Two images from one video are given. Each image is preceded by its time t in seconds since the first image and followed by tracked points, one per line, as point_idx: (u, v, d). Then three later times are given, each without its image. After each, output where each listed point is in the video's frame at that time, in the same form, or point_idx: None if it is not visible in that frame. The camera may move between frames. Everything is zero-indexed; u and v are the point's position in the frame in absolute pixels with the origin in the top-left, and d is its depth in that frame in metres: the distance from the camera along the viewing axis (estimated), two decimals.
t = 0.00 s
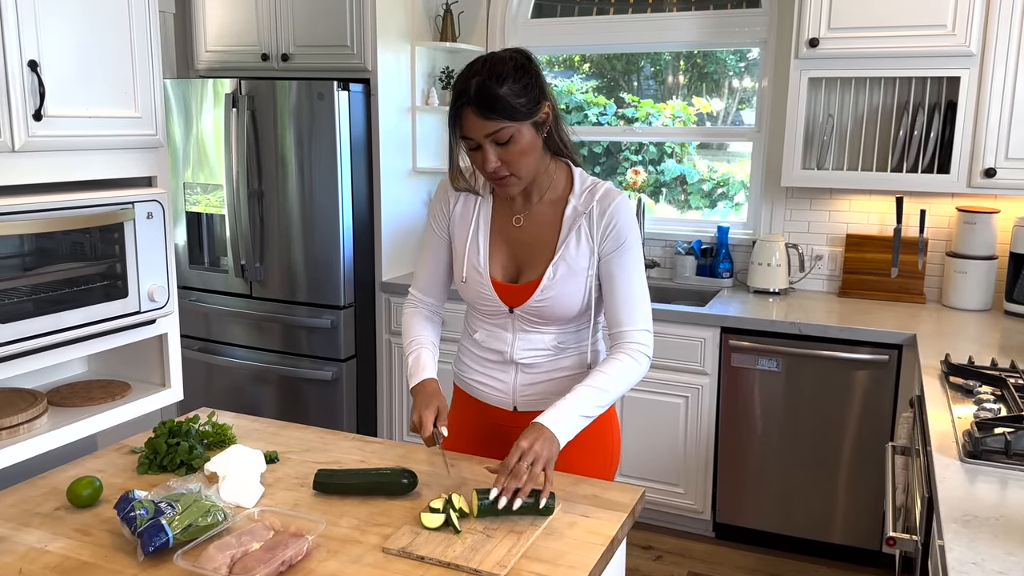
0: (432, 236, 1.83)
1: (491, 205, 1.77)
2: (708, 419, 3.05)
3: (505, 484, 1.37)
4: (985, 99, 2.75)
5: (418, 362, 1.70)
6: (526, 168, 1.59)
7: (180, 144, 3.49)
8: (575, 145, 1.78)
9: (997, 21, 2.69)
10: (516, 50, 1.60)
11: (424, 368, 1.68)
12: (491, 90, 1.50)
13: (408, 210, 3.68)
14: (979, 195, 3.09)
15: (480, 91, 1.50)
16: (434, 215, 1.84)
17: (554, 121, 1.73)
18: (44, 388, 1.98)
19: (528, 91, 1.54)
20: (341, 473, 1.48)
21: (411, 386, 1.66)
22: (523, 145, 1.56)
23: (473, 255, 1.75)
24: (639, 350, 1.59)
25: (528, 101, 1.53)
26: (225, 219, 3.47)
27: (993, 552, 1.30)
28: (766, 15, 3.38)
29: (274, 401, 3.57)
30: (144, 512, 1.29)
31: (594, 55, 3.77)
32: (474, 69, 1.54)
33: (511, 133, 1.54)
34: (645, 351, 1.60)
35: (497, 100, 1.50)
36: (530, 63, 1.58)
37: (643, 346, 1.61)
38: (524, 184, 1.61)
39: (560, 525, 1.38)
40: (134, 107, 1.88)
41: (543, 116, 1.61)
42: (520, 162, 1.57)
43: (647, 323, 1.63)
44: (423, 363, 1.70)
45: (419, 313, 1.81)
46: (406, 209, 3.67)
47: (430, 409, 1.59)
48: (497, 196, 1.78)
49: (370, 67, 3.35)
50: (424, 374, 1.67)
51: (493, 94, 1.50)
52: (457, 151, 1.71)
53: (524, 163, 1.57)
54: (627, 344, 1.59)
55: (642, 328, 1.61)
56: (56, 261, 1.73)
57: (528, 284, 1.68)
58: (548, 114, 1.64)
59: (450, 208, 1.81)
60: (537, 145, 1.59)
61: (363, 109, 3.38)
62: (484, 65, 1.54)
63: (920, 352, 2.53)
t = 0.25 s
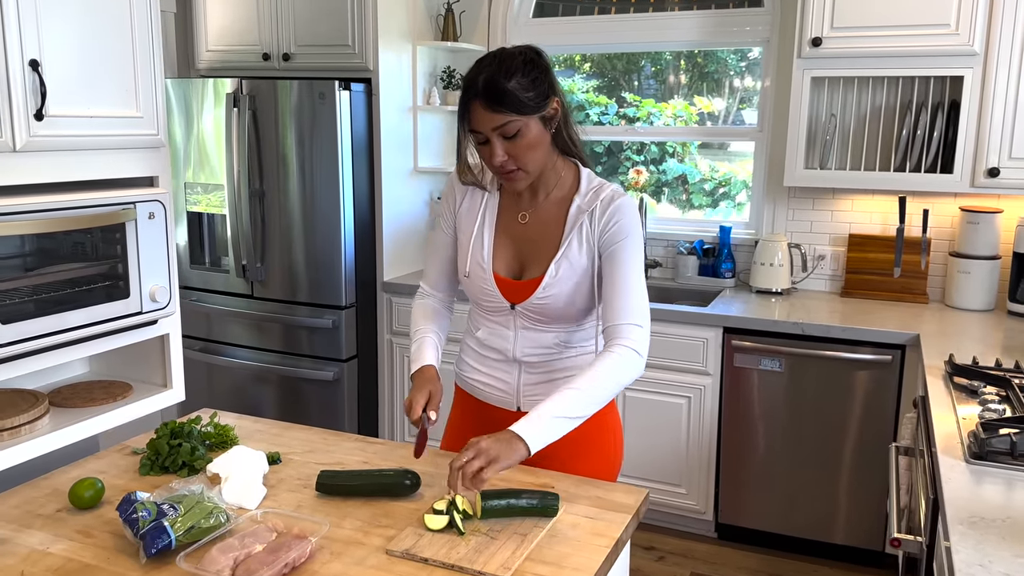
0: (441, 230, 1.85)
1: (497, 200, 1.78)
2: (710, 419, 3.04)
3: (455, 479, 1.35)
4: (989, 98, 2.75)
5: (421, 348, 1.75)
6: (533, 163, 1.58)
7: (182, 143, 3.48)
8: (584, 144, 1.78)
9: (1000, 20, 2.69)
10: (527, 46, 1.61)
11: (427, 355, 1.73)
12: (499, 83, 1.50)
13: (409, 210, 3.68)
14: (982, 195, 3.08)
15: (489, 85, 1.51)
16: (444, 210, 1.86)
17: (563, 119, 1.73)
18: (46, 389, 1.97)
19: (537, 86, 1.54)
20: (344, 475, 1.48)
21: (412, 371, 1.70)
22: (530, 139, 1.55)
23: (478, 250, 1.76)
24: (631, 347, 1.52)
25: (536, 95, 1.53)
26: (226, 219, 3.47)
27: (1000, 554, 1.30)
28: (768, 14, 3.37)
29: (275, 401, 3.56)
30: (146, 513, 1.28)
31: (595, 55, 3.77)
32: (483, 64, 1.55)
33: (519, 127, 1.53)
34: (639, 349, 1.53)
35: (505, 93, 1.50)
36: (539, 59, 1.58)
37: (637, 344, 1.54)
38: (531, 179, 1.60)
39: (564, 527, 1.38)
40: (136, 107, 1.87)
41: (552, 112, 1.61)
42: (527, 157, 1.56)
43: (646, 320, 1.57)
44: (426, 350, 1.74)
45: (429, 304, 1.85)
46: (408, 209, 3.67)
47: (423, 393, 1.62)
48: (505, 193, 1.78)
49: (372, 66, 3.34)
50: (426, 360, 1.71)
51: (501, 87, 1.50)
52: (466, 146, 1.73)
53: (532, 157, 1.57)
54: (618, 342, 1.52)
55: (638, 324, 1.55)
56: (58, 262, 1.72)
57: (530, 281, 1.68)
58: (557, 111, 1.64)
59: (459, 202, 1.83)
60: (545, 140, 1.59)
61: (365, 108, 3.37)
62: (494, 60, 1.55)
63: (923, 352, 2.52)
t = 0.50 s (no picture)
0: (452, 227, 1.88)
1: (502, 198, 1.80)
2: (713, 419, 3.04)
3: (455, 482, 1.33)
4: (992, 98, 2.74)
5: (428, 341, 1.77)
6: (534, 157, 1.60)
7: (183, 143, 3.48)
8: (590, 145, 1.78)
9: (1004, 19, 2.68)
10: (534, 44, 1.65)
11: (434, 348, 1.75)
12: (502, 76, 1.54)
13: (411, 210, 3.67)
14: (985, 195, 3.08)
15: (491, 78, 1.54)
16: (455, 207, 1.88)
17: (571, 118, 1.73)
18: (48, 390, 1.97)
19: (540, 80, 1.57)
20: (347, 476, 1.47)
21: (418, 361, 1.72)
22: (531, 132, 1.58)
23: (479, 247, 1.77)
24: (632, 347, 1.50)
25: (538, 89, 1.56)
26: (228, 219, 3.46)
27: (1006, 555, 1.29)
28: (770, 14, 3.36)
29: (277, 402, 3.56)
30: (150, 514, 1.28)
31: (596, 55, 3.77)
32: (488, 59, 1.59)
33: (520, 120, 1.56)
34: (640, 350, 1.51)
35: (506, 86, 1.53)
36: (544, 55, 1.62)
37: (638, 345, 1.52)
38: (532, 173, 1.63)
39: (569, 528, 1.37)
40: (139, 107, 1.87)
41: (556, 107, 1.64)
42: (528, 150, 1.59)
43: (647, 319, 1.55)
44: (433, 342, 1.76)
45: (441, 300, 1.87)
46: (410, 209, 3.66)
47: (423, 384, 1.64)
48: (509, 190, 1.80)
49: (374, 66, 3.34)
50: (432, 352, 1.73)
51: (503, 80, 1.54)
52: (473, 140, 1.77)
53: (532, 150, 1.59)
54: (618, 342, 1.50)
55: (639, 323, 1.53)
56: (60, 262, 1.72)
57: (527, 277, 1.67)
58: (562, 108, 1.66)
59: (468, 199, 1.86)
60: (547, 134, 1.61)
61: (367, 108, 3.36)
62: (498, 55, 1.59)
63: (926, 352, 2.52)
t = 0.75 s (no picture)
0: (458, 227, 1.88)
1: (509, 196, 1.80)
2: (714, 420, 3.03)
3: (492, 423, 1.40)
4: (994, 98, 2.74)
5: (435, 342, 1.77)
6: (544, 147, 1.63)
7: (184, 143, 3.48)
8: (597, 149, 1.82)
9: (1006, 20, 2.68)
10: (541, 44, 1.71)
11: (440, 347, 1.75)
12: (512, 66, 1.59)
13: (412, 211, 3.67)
14: (987, 195, 3.08)
15: (502, 68, 1.59)
16: (460, 207, 1.88)
17: (575, 123, 1.77)
18: (51, 391, 1.97)
19: (549, 73, 1.62)
20: (350, 477, 1.47)
21: (425, 360, 1.73)
22: (541, 123, 1.61)
23: (485, 243, 1.77)
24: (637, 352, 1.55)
25: (548, 79, 1.61)
26: (229, 219, 3.46)
27: (1010, 556, 1.29)
28: (771, 14, 3.36)
29: (279, 402, 3.56)
30: (153, 516, 1.28)
31: (596, 55, 3.76)
32: (498, 53, 1.64)
33: (530, 109, 1.60)
34: (644, 355, 1.56)
35: (517, 74, 1.58)
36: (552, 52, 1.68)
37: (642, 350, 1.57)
38: (542, 165, 1.65)
39: (572, 529, 1.37)
40: (141, 108, 1.87)
41: (564, 103, 1.68)
42: (537, 140, 1.62)
43: (648, 329, 1.60)
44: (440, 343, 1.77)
45: (448, 300, 1.88)
46: (411, 210, 3.66)
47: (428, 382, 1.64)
48: (516, 187, 1.81)
49: (375, 67, 3.34)
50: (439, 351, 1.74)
51: (513, 69, 1.58)
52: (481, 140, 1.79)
53: (542, 140, 1.62)
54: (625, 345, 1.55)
55: (643, 332, 1.58)
56: (63, 263, 1.72)
57: (534, 274, 1.68)
58: (569, 104, 1.70)
59: (474, 198, 1.86)
60: (556, 127, 1.65)
61: (368, 109, 3.36)
62: (508, 49, 1.64)
63: (929, 353, 2.52)
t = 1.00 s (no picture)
0: (459, 228, 1.87)
1: (515, 196, 1.80)
2: (715, 420, 3.03)
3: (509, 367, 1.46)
4: (995, 98, 2.74)
5: (437, 343, 1.76)
6: (559, 141, 1.64)
7: (184, 143, 3.47)
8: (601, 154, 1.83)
9: (1007, 19, 2.68)
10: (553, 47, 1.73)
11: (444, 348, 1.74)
12: (530, 59, 1.60)
13: (412, 211, 3.67)
14: (988, 195, 3.07)
15: (520, 62, 1.61)
16: (461, 208, 1.88)
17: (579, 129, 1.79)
18: (50, 391, 1.97)
19: (564, 69, 1.64)
20: (351, 478, 1.47)
21: (428, 363, 1.71)
22: (557, 117, 1.62)
23: (492, 241, 1.76)
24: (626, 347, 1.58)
25: (564, 75, 1.63)
26: (229, 220, 3.46)
27: (1014, 557, 1.29)
28: (772, 14, 3.36)
29: (278, 403, 3.55)
30: (154, 517, 1.28)
31: (596, 55, 3.76)
32: (513, 50, 1.66)
33: (547, 102, 1.61)
34: (632, 350, 1.59)
35: (535, 67, 1.59)
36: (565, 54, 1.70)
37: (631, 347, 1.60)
38: (558, 160, 1.65)
39: (574, 530, 1.37)
40: (141, 108, 1.86)
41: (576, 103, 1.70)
42: (553, 133, 1.62)
43: (638, 331, 1.62)
44: (443, 344, 1.76)
45: (448, 302, 1.87)
46: (411, 210, 3.66)
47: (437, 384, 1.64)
48: (523, 186, 1.81)
49: (375, 67, 3.33)
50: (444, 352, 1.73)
51: (531, 62, 1.60)
52: (493, 138, 1.78)
53: (557, 135, 1.63)
54: (614, 338, 1.58)
55: (633, 333, 1.60)
56: (63, 263, 1.71)
57: (543, 273, 1.67)
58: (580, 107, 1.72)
59: (475, 197, 1.85)
60: (570, 123, 1.66)
61: (368, 109, 3.36)
62: (524, 46, 1.66)
63: (930, 353, 2.51)
